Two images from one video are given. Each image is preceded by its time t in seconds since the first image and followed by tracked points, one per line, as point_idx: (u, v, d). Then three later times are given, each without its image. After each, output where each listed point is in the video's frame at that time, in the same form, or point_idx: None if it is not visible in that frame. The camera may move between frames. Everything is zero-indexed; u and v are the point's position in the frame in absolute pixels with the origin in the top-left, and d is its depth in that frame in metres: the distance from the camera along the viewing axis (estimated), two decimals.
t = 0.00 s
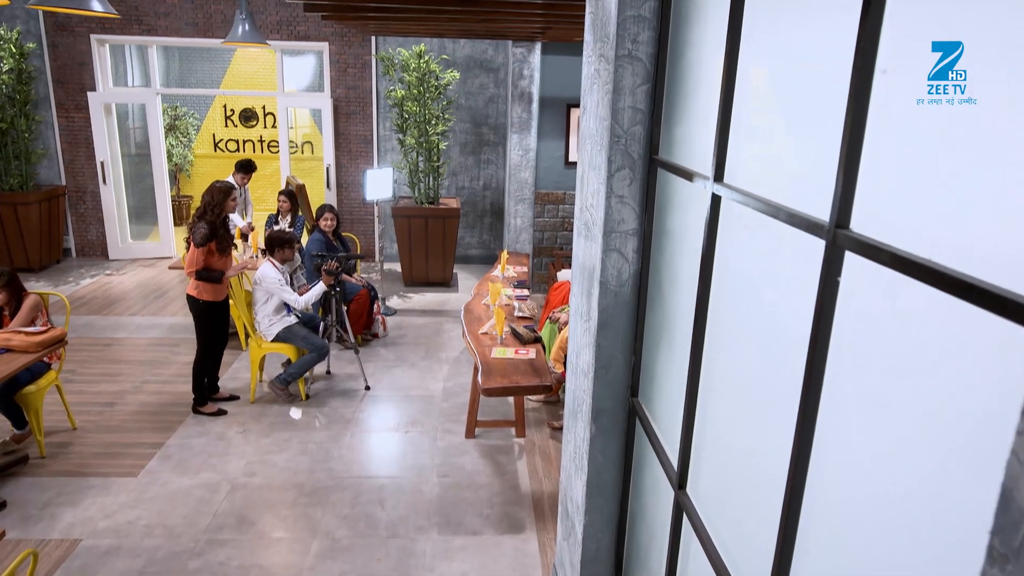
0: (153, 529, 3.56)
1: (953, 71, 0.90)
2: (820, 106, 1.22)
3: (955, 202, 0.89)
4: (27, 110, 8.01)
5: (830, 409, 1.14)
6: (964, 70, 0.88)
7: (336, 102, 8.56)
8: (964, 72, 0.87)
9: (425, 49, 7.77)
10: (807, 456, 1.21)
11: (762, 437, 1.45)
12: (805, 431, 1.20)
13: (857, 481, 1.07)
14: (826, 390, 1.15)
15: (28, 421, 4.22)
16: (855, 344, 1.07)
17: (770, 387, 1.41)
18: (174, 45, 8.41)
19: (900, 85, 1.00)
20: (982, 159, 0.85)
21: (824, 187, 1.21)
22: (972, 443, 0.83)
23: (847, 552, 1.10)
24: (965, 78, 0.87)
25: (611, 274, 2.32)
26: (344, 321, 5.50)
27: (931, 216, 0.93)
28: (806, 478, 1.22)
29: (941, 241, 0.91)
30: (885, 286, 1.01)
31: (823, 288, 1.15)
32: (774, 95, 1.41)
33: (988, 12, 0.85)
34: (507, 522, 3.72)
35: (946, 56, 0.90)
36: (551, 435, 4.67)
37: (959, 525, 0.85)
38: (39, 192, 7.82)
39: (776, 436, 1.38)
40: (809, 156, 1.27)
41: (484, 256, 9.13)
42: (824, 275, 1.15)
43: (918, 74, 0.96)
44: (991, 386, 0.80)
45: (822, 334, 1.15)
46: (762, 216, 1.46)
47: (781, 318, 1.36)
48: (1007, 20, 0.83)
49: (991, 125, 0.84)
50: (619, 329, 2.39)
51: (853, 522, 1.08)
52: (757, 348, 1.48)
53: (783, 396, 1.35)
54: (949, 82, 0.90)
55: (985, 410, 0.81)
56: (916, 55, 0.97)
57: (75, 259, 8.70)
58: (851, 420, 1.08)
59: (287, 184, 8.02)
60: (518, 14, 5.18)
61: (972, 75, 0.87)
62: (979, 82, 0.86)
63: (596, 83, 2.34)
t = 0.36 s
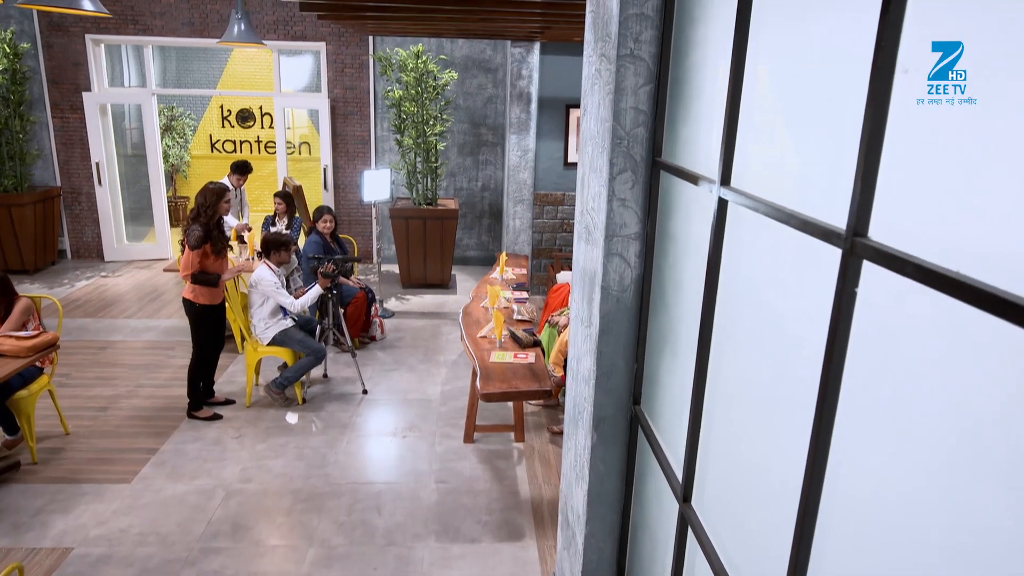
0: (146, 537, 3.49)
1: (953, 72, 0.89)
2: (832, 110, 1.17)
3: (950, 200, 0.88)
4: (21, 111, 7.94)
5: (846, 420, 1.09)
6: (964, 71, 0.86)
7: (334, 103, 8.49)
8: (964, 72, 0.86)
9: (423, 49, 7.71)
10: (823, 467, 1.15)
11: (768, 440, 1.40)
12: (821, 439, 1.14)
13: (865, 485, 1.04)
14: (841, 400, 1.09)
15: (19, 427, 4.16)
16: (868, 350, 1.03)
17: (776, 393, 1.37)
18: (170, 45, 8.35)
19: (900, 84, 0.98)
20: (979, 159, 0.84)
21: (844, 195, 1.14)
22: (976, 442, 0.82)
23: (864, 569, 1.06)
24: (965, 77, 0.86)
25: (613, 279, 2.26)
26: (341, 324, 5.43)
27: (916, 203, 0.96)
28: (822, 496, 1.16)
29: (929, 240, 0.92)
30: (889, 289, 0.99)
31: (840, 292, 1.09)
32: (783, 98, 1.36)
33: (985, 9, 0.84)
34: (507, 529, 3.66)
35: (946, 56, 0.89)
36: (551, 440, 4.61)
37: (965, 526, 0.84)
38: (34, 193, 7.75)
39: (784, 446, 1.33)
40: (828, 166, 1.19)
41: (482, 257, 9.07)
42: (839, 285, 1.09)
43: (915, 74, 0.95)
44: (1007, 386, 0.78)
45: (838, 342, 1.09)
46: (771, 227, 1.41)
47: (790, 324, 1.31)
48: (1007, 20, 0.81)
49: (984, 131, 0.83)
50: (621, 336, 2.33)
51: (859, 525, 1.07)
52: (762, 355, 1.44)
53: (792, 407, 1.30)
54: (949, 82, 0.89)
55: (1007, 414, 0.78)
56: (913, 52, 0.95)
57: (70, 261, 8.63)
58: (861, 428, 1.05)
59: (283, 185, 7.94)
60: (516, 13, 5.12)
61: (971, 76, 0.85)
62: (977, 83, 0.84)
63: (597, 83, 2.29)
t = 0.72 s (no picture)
0: (136, 548, 3.42)
1: (954, 71, 0.88)
2: (834, 110, 1.13)
3: (951, 200, 0.87)
4: (14, 114, 7.87)
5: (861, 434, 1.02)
6: (964, 71, 0.85)
7: (329, 105, 8.43)
8: (964, 72, 0.85)
9: (419, 51, 7.65)
10: (835, 487, 1.08)
11: (767, 443, 1.37)
12: (834, 454, 1.06)
13: (867, 488, 1.01)
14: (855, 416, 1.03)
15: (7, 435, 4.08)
16: (878, 355, 0.99)
17: (780, 403, 1.31)
18: (163, 46, 8.28)
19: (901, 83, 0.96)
20: (979, 160, 0.82)
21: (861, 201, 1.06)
22: (978, 443, 0.79)
23: None
24: (965, 77, 0.85)
25: (613, 287, 2.20)
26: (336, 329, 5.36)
27: (914, 201, 0.93)
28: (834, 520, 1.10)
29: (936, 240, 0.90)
30: (895, 296, 0.95)
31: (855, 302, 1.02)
32: (787, 102, 1.31)
33: (984, 8, 0.83)
34: (503, 539, 3.60)
35: (946, 56, 0.88)
36: (548, 447, 4.55)
37: (967, 523, 0.81)
38: (26, 196, 7.67)
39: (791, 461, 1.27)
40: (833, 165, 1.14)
41: (479, 261, 9.01)
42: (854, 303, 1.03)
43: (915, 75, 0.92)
44: (1002, 387, 0.76)
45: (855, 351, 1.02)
46: (778, 235, 1.34)
47: (797, 334, 1.25)
48: (1008, 17, 0.79)
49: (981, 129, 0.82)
50: (621, 344, 2.27)
51: (862, 531, 1.02)
52: (768, 365, 1.37)
53: (800, 421, 1.24)
54: (950, 82, 0.87)
55: (1012, 414, 0.75)
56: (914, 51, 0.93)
57: (63, 264, 8.54)
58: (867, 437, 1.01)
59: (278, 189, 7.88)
60: (513, 15, 5.06)
61: (972, 75, 0.84)
62: (976, 81, 0.83)
63: (596, 86, 2.23)
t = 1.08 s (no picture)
0: (129, 557, 3.35)
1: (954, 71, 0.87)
2: (833, 110, 1.13)
3: (957, 201, 0.87)
4: (10, 114, 7.80)
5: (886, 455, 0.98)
6: (964, 70, 0.85)
7: (328, 106, 8.37)
8: (964, 71, 0.84)
9: (418, 51, 7.59)
10: (858, 511, 1.04)
11: (776, 452, 1.34)
12: (856, 481, 1.03)
13: (894, 508, 0.96)
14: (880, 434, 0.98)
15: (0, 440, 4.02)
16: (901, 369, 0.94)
17: (794, 417, 1.26)
18: (162, 47, 8.22)
19: (902, 86, 0.96)
20: (986, 162, 0.82)
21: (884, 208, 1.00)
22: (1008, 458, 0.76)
23: None
24: (966, 77, 0.84)
25: (617, 293, 2.14)
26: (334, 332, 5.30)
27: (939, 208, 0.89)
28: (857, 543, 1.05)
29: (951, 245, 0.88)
30: (924, 312, 0.91)
31: (880, 318, 0.98)
32: (788, 105, 1.31)
33: (989, 7, 0.82)
34: (504, 548, 3.53)
35: (947, 55, 0.87)
36: (550, 452, 4.49)
37: (988, 529, 0.79)
38: (23, 197, 7.61)
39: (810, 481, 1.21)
40: (837, 165, 1.11)
41: (480, 262, 8.94)
42: (879, 323, 0.98)
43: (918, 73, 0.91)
44: (1003, 386, 0.77)
45: (879, 370, 0.98)
46: (793, 242, 1.28)
47: (812, 347, 1.19)
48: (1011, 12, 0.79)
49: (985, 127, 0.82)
50: (625, 352, 2.21)
51: (887, 556, 0.98)
52: (782, 378, 1.32)
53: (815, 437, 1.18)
54: (949, 83, 0.87)
55: None
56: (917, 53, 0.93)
57: (60, 266, 8.48)
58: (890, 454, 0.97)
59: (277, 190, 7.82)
60: (514, 15, 5.00)
61: (972, 75, 0.84)
62: (977, 80, 0.83)
63: (599, 86, 2.17)
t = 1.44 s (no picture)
0: (130, 563, 3.30)
1: (954, 71, 0.88)
2: (834, 109, 1.16)
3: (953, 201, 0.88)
4: (15, 113, 7.77)
5: (930, 471, 0.90)
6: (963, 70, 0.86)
7: (334, 104, 8.32)
8: (963, 72, 0.85)
9: (425, 49, 7.53)
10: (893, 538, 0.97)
11: (799, 468, 1.27)
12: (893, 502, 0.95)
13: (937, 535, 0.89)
14: (920, 448, 0.91)
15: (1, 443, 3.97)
16: (945, 387, 0.87)
17: (820, 430, 1.18)
18: (167, 45, 8.19)
19: (902, 86, 0.97)
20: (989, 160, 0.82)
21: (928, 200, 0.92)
22: None
23: None
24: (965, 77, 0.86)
25: (629, 298, 2.07)
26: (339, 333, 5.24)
27: (994, 216, 0.82)
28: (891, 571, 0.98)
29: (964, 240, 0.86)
30: (973, 327, 0.84)
31: (921, 329, 0.90)
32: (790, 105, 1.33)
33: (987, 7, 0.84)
34: (511, 555, 3.47)
35: (948, 56, 0.89)
36: (557, 456, 4.42)
37: None
38: (28, 196, 7.58)
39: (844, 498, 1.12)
40: (842, 162, 1.12)
41: (486, 262, 8.88)
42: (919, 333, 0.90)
43: (919, 75, 0.93)
44: None
45: (921, 380, 0.90)
46: (823, 248, 1.20)
47: (844, 349, 1.10)
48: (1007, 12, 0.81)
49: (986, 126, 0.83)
50: (637, 359, 2.14)
51: None
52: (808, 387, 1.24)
53: (846, 451, 1.11)
54: (949, 82, 0.88)
55: None
56: (916, 55, 0.94)
57: (65, 265, 8.46)
58: (934, 468, 0.89)
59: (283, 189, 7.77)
60: (521, 12, 4.93)
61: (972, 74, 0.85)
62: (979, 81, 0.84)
63: (611, 84, 2.10)
